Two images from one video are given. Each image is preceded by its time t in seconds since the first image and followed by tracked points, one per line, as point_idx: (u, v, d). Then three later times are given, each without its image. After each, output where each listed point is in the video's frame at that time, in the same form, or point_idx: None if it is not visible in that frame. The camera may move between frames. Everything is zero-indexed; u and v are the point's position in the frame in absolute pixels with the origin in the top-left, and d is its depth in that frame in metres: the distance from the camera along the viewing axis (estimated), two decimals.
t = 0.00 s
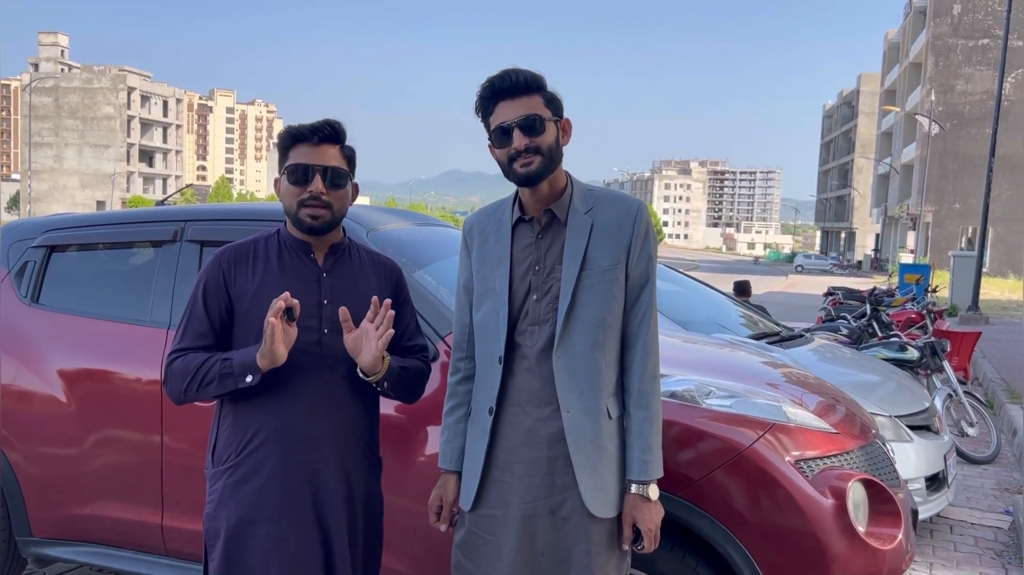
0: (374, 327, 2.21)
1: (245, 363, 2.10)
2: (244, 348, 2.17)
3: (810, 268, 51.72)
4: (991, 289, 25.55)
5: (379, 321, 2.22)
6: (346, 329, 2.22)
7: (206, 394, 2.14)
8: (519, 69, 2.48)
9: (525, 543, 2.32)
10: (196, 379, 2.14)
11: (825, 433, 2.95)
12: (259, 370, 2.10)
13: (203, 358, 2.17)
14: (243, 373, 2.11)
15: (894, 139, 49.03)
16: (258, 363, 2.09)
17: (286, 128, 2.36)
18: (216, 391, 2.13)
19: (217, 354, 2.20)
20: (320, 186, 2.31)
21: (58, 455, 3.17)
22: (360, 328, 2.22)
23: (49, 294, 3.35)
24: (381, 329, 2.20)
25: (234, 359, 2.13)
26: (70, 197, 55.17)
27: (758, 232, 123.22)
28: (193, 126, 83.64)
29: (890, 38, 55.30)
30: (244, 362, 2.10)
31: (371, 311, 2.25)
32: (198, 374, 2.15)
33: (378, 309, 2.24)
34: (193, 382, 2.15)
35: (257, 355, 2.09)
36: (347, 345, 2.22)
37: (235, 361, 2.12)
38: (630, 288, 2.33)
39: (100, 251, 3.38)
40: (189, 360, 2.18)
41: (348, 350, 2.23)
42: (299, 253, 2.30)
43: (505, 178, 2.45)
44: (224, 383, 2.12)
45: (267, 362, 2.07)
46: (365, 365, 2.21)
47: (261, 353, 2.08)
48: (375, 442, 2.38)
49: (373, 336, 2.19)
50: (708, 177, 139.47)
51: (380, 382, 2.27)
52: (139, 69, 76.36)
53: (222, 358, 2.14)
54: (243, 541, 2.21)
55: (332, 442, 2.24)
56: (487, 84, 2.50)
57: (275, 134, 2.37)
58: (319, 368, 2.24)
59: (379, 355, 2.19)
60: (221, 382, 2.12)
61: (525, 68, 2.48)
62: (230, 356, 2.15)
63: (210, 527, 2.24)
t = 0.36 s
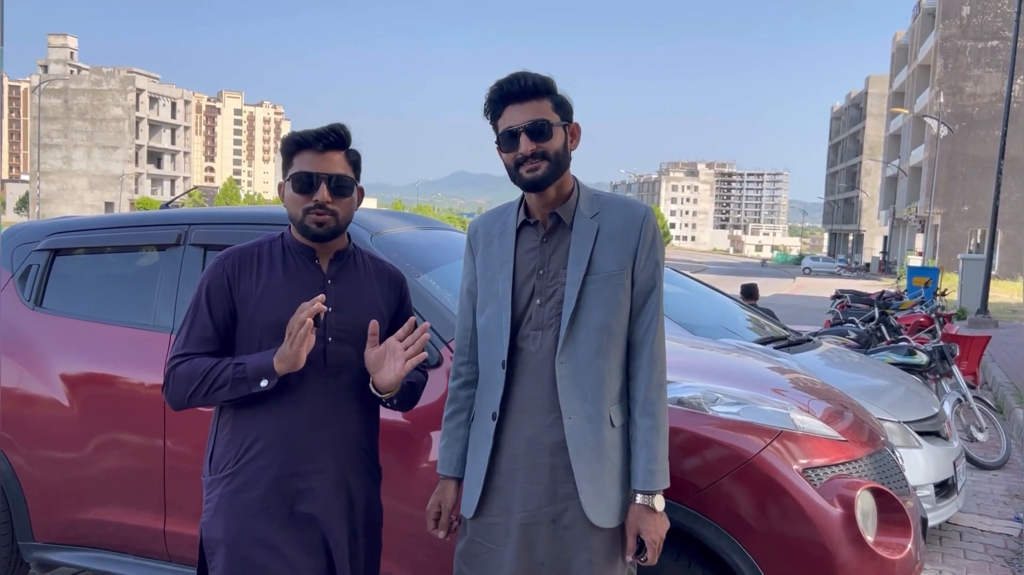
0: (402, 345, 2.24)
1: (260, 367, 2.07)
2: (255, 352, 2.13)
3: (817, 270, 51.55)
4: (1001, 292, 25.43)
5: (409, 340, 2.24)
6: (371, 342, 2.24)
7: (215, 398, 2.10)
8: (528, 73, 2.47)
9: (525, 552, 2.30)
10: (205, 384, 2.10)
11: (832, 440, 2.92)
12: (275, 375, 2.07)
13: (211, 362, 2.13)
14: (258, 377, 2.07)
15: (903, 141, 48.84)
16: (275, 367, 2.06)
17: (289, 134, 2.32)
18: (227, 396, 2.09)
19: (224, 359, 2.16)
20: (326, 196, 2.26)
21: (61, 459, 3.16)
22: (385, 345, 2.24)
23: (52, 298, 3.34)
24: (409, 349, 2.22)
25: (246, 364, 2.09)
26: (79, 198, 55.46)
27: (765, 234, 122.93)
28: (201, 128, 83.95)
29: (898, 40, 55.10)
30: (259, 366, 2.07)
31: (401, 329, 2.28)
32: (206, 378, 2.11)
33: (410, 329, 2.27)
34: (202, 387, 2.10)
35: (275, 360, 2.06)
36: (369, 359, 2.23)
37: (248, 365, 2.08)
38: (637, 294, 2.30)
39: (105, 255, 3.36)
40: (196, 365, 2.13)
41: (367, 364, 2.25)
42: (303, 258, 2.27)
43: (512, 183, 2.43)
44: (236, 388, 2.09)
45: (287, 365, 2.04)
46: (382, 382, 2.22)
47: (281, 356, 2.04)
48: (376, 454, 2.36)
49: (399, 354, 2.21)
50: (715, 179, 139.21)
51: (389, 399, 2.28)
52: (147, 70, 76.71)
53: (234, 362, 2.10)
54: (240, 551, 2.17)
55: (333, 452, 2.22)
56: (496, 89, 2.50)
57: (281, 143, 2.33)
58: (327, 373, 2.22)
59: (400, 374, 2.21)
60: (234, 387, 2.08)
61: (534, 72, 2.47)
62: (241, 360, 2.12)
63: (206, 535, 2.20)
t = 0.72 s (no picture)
0: (384, 354, 2.18)
1: (242, 386, 1.96)
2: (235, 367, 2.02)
3: (830, 273, 51.20)
4: (1016, 296, 25.11)
5: (392, 349, 2.18)
6: (352, 354, 2.17)
7: (192, 418, 1.99)
8: (532, 65, 2.38)
9: (524, 568, 2.21)
10: (181, 402, 1.98)
11: (847, 450, 2.81)
12: (258, 393, 1.97)
13: (187, 379, 2.01)
14: (239, 396, 1.96)
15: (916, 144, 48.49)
16: (257, 386, 1.96)
17: (266, 126, 2.22)
18: (205, 415, 1.98)
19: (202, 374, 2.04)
20: (309, 191, 2.18)
21: (55, 465, 3.09)
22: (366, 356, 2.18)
23: (47, 300, 3.28)
24: (393, 360, 2.16)
25: (226, 382, 1.98)
26: (92, 201, 55.81)
27: (778, 237, 122.33)
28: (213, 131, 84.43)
29: (912, 42, 54.77)
30: (240, 384, 1.96)
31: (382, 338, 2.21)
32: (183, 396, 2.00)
33: (392, 338, 2.21)
34: (178, 406, 1.99)
35: (257, 377, 1.95)
36: (351, 372, 2.16)
37: (229, 383, 1.97)
38: (642, 299, 2.20)
39: (100, 257, 3.30)
40: (170, 382, 2.01)
41: (347, 376, 2.17)
42: (288, 263, 2.17)
43: (513, 181, 2.34)
44: (215, 408, 1.97)
45: (270, 383, 1.95)
46: (367, 395, 2.16)
47: (264, 373, 1.94)
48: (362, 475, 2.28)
49: (383, 366, 2.15)
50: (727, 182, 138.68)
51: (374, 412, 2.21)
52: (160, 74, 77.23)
53: (213, 380, 1.99)
54: None
55: (319, 473, 2.13)
56: (497, 80, 2.41)
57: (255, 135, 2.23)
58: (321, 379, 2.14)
59: (385, 387, 2.15)
60: (213, 406, 1.97)
61: (539, 64, 2.37)
62: (220, 377, 2.00)
63: (184, 563, 2.09)
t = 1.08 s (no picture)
0: (361, 386, 2.09)
1: (202, 426, 1.86)
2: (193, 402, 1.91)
3: (846, 278, 50.70)
4: None
5: (370, 383, 2.09)
6: (326, 386, 2.07)
7: (146, 459, 1.88)
8: (544, 69, 2.26)
9: None
10: (133, 443, 1.87)
11: (869, 473, 2.69)
12: (221, 434, 1.87)
13: (139, 415, 1.89)
14: (199, 437, 1.87)
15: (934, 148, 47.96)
16: (220, 425, 1.86)
17: (233, 127, 2.15)
18: (161, 456, 1.88)
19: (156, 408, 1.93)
20: (280, 198, 2.09)
21: (48, 478, 3.00)
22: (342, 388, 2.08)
23: (42, 310, 3.21)
24: (372, 395, 2.08)
25: (184, 421, 1.88)
26: (109, 205, 56.16)
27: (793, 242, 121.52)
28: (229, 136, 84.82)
29: (930, 46, 54.27)
30: (200, 424, 1.86)
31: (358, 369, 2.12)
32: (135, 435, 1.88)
33: (371, 370, 2.12)
34: (129, 447, 1.88)
35: (221, 417, 1.85)
36: (326, 406, 2.06)
37: (187, 423, 1.87)
38: (656, 319, 2.10)
39: (95, 266, 3.24)
40: (120, 419, 1.89)
41: (322, 410, 2.08)
42: (258, 280, 2.09)
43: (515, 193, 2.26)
44: (172, 449, 1.88)
45: (235, 423, 1.85)
46: (344, 432, 2.07)
47: (226, 413, 1.85)
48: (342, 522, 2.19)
49: (361, 402, 2.07)
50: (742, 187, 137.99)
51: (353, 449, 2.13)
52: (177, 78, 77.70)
53: (170, 418, 1.88)
54: None
55: (295, 515, 2.03)
56: (507, 84, 2.30)
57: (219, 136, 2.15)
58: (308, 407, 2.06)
59: (363, 424, 2.07)
60: (170, 447, 1.87)
61: (551, 69, 2.26)
62: (177, 415, 1.89)
63: None
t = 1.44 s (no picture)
0: (336, 403, 2.01)
1: (159, 451, 1.79)
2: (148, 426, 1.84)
3: (864, 284, 50.21)
4: None
5: (346, 400, 2.02)
6: (297, 404, 1.97)
7: (94, 486, 1.80)
8: (563, 67, 2.24)
9: None
10: (82, 469, 1.79)
11: (887, 489, 2.60)
12: (179, 460, 1.80)
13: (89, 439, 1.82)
14: (155, 464, 1.80)
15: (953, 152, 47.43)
16: (178, 450, 1.79)
17: (203, 120, 2.09)
18: (111, 483, 1.80)
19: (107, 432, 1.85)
20: (256, 202, 2.04)
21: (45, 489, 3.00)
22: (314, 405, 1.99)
23: (41, 317, 3.21)
24: (347, 415, 2.00)
25: (139, 445, 1.81)
26: (126, 211, 56.61)
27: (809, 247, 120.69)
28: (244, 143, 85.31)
29: (948, 49, 53.77)
30: (156, 449, 1.79)
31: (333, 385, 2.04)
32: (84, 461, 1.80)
33: (346, 384, 2.04)
34: (78, 472, 1.80)
35: (180, 442, 1.79)
36: (298, 425, 1.98)
37: (142, 448, 1.80)
38: (668, 334, 2.13)
39: (93, 273, 3.24)
40: (68, 443, 1.81)
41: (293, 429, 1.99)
42: (219, 288, 2.02)
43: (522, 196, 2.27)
44: (124, 475, 1.80)
45: (195, 447, 1.79)
46: (318, 452, 1.99)
47: (185, 436, 1.78)
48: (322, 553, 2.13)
49: (336, 419, 1.99)
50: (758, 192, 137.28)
51: (329, 471, 2.04)
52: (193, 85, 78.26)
53: (123, 442, 1.81)
54: None
55: (268, 543, 1.97)
56: (522, 81, 2.29)
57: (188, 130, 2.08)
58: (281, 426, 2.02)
59: (339, 443, 1.99)
60: (121, 474, 1.80)
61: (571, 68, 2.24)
62: (131, 439, 1.82)
63: None
